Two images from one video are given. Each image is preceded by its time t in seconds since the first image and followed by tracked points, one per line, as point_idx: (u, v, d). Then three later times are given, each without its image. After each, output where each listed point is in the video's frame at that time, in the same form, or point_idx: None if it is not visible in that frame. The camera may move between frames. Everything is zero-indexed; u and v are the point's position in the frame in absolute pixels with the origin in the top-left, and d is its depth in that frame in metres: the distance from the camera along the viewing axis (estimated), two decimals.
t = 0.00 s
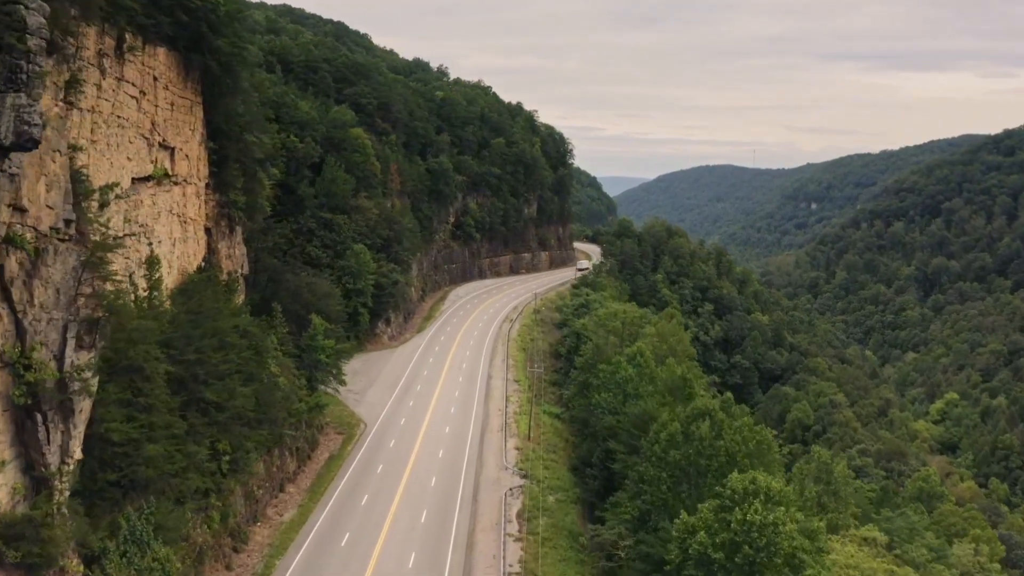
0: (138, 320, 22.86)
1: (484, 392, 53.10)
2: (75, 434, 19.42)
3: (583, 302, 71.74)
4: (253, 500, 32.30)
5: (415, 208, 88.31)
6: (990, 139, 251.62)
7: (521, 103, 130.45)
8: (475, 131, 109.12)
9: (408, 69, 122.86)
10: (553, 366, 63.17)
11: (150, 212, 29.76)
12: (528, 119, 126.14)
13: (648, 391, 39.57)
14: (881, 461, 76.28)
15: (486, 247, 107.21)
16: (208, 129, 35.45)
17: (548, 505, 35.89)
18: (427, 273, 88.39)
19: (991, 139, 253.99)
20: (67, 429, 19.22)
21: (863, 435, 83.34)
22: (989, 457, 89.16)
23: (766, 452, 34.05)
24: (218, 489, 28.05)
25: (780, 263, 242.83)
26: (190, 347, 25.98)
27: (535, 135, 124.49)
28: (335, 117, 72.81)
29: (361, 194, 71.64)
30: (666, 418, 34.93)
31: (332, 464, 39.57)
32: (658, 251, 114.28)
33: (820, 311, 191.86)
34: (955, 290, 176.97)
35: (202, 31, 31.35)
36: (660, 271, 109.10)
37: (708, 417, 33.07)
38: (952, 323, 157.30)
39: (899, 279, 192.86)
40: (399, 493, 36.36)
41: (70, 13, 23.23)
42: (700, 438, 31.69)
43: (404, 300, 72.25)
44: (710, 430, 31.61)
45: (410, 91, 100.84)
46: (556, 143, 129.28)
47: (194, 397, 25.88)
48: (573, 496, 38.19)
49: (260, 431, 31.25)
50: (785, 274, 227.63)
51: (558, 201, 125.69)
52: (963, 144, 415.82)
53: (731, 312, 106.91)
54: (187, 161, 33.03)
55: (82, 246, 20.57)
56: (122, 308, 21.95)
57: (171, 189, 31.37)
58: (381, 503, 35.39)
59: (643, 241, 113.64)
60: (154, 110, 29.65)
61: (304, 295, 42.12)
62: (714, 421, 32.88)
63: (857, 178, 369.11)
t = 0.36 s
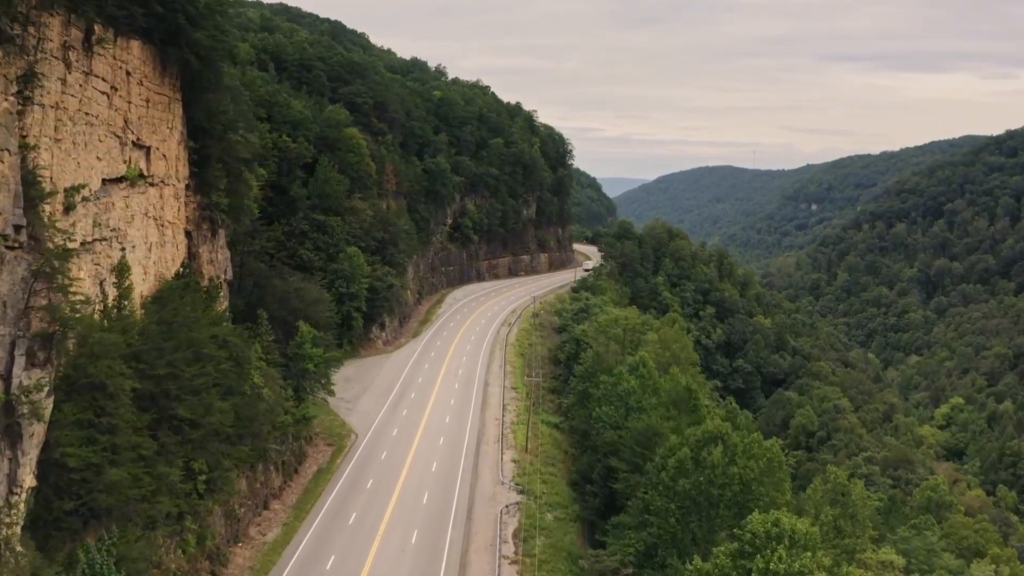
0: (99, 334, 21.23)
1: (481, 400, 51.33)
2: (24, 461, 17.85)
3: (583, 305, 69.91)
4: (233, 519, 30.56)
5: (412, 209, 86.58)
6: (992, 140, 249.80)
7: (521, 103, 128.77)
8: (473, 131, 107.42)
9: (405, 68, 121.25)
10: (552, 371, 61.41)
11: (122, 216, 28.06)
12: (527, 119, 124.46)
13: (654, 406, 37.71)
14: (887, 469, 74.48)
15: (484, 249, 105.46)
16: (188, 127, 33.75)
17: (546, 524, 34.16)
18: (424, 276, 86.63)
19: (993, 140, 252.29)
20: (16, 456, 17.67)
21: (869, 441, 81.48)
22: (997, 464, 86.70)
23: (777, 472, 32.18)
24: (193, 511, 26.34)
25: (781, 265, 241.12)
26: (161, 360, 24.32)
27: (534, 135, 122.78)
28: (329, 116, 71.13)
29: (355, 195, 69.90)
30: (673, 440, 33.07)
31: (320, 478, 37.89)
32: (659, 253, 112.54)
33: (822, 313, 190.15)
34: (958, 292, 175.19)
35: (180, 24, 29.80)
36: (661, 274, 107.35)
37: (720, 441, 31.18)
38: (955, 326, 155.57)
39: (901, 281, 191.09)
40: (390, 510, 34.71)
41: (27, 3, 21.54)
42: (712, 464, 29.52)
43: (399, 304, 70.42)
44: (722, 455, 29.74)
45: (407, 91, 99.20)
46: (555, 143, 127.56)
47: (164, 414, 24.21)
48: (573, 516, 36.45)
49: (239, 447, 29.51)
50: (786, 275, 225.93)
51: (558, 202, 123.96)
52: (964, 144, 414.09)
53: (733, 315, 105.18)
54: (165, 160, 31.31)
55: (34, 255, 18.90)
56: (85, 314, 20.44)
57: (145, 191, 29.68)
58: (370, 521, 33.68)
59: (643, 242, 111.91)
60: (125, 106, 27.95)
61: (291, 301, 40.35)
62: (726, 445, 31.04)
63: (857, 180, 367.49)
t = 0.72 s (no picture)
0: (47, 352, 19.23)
1: (476, 409, 49.43)
2: None
3: (582, 309, 67.76)
4: (209, 544, 28.69)
5: (407, 211, 84.61)
6: (995, 141, 247.80)
7: (520, 103, 126.83)
8: (471, 131, 105.50)
9: (402, 67, 119.33)
10: (551, 379, 59.56)
11: (88, 221, 26.14)
12: (526, 119, 122.51)
13: (658, 426, 35.69)
14: (895, 478, 72.52)
15: (482, 251, 103.49)
16: (163, 125, 31.79)
17: (544, 548, 32.34)
18: (420, 279, 84.62)
19: (996, 141, 250.31)
20: None
21: (875, 448, 79.58)
22: (1006, 472, 84.74)
23: (790, 499, 30.22)
24: (162, 540, 24.49)
25: (782, 267, 239.17)
26: (124, 378, 22.47)
27: (533, 135, 120.80)
28: (322, 116, 69.23)
29: (349, 196, 67.94)
30: (684, 474, 30.96)
31: (306, 496, 36.00)
32: (660, 255, 110.59)
33: (824, 315, 188.27)
34: (962, 294, 173.35)
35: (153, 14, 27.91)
36: (663, 277, 105.37)
37: (736, 474, 29.13)
38: (960, 329, 153.59)
39: (904, 283, 189.17)
40: (378, 531, 32.86)
41: None
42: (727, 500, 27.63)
43: (393, 308, 68.42)
44: (740, 491, 27.79)
45: (403, 90, 97.28)
46: (555, 144, 125.60)
47: (128, 437, 22.41)
48: (573, 541, 34.55)
49: (214, 468, 27.67)
50: (787, 277, 224.05)
51: (557, 204, 122.00)
52: (966, 145, 412.10)
53: (735, 319, 103.24)
54: (137, 160, 29.40)
55: None
56: (9, 345, 18.27)
57: (114, 193, 27.75)
58: (357, 544, 31.84)
59: (644, 244, 109.96)
60: (90, 102, 25.97)
61: (275, 308, 38.41)
62: (742, 478, 29.05)
63: (858, 181, 365.72)
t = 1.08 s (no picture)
0: None
1: (472, 420, 47.38)
2: None
3: (582, 313, 65.63)
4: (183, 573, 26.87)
5: (403, 212, 82.65)
6: (997, 141, 245.81)
7: (519, 103, 124.84)
8: (470, 131, 103.53)
9: (400, 66, 117.40)
10: (550, 387, 57.63)
11: (48, 226, 24.12)
12: (525, 119, 120.49)
13: (664, 446, 33.84)
14: (903, 488, 70.52)
15: (480, 253, 101.50)
16: (135, 122, 29.97)
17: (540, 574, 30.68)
18: (416, 282, 82.62)
19: (999, 142, 248.13)
20: None
21: (882, 456, 77.64)
22: (1015, 480, 82.74)
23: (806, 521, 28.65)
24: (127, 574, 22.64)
25: (784, 268, 237.12)
26: (80, 399, 20.77)
27: (532, 135, 118.78)
28: (315, 114, 67.30)
29: (342, 197, 65.99)
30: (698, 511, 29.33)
31: (290, 516, 34.15)
32: (661, 257, 108.60)
33: (826, 318, 186.47)
34: (966, 297, 171.39)
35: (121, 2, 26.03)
36: (664, 279, 103.37)
37: (757, 515, 27.07)
38: (964, 333, 151.51)
39: (907, 285, 187.32)
40: (364, 554, 30.95)
41: None
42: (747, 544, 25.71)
43: (387, 313, 66.43)
44: (761, 536, 25.87)
45: (400, 88, 95.39)
46: (554, 144, 123.55)
47: (85, 460, 20.98)
48: (572, 569, 32.78)
49: (185, 491, 25.84)
50: (789, 279, 222.11)
51: (556, 205, 120.02)
52: (967, 146, 410.14)
53: (738, 322, 101.37)
54: (104, 160, 27.46)
55: None
56: None
57: (76, 196, 25.74)
58: (342, 568, 29.96)
59: (645, 246, 107.94)
60: (50, 98, 23.97)
61: (257, 315, 36.55)
62: (765, 519, 26.97)
63: (859, 181, 363.66)
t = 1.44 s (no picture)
0: None
1: (467, 431, 45.67)
2: None
3: (582, 317, 63.73)
4: None
5: (399, 214, 80.74)
6: (1000, 142, 244.02)
7: (517, 103, 122.87)
8: (467, 130, 101.58)
9: (396, 65, 115.46)
10: (548, 394, 55.83)
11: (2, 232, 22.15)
12: (523, 119, 118.52)
13: (669, 468, 32.06)
14: (912, 497, 68.61)
15: (478, 255, 99.54)
16: (105, 119, 28.18)
17: None
18: (412, 285, 80.62)
19: (1002, 142, 245.98)
20: None
21: (889, 464, 75.77)
22: None
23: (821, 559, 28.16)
24: None
25: (785, 270, 235.25)
26: (29, 423, 19.33)
27: (531, 135, 116.82)
28: (307, 113, 65.37)
29: (335, 197, 64.04)
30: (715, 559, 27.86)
31: (272, 538, 32.46)
32: (663, 259, 106.68)
33: (828, 320, 184.67)
34: (970, 299, 169.47)
35: None
36: (665, 282, 101.41)
37: (783, 568, 25.80)
38: (969, 335, 149.55)
39: (910, 287, 185.49)
40: None
41: None
42: None
43: (381, 317, 64.51)
44: None
45: (396, 87, 93.47)
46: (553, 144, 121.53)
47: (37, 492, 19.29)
48: None
49: (153, 517, 24.07)
50: (791, 280, 220.28)
51: (555, 206, 118.08)
52: (969, 147, 408.29)
53: (740, 326, 99.44)
54: (67, 161, 25.54)
55: None
56: None
57: (35, 200, 23.83)
58: None
59: (646, 248, 105.99)
60: (6, 92, 22.08)
61: (237, 325, 34.68)
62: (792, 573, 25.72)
63: (860, 182, 361.80)
